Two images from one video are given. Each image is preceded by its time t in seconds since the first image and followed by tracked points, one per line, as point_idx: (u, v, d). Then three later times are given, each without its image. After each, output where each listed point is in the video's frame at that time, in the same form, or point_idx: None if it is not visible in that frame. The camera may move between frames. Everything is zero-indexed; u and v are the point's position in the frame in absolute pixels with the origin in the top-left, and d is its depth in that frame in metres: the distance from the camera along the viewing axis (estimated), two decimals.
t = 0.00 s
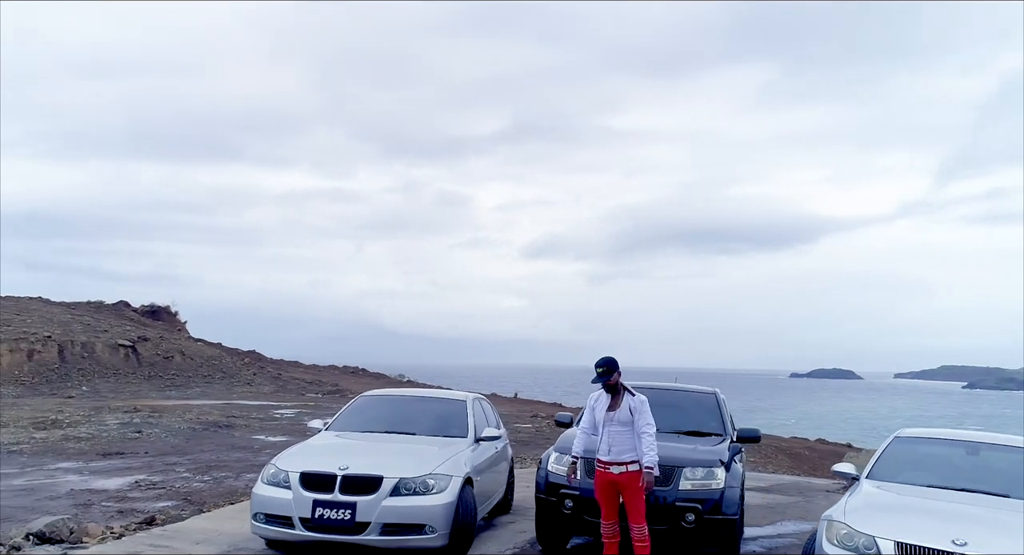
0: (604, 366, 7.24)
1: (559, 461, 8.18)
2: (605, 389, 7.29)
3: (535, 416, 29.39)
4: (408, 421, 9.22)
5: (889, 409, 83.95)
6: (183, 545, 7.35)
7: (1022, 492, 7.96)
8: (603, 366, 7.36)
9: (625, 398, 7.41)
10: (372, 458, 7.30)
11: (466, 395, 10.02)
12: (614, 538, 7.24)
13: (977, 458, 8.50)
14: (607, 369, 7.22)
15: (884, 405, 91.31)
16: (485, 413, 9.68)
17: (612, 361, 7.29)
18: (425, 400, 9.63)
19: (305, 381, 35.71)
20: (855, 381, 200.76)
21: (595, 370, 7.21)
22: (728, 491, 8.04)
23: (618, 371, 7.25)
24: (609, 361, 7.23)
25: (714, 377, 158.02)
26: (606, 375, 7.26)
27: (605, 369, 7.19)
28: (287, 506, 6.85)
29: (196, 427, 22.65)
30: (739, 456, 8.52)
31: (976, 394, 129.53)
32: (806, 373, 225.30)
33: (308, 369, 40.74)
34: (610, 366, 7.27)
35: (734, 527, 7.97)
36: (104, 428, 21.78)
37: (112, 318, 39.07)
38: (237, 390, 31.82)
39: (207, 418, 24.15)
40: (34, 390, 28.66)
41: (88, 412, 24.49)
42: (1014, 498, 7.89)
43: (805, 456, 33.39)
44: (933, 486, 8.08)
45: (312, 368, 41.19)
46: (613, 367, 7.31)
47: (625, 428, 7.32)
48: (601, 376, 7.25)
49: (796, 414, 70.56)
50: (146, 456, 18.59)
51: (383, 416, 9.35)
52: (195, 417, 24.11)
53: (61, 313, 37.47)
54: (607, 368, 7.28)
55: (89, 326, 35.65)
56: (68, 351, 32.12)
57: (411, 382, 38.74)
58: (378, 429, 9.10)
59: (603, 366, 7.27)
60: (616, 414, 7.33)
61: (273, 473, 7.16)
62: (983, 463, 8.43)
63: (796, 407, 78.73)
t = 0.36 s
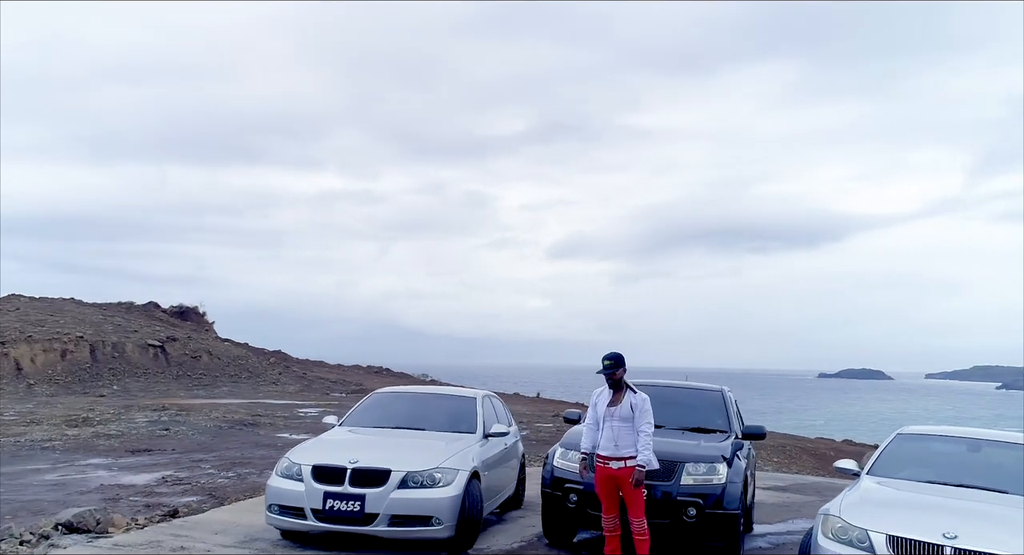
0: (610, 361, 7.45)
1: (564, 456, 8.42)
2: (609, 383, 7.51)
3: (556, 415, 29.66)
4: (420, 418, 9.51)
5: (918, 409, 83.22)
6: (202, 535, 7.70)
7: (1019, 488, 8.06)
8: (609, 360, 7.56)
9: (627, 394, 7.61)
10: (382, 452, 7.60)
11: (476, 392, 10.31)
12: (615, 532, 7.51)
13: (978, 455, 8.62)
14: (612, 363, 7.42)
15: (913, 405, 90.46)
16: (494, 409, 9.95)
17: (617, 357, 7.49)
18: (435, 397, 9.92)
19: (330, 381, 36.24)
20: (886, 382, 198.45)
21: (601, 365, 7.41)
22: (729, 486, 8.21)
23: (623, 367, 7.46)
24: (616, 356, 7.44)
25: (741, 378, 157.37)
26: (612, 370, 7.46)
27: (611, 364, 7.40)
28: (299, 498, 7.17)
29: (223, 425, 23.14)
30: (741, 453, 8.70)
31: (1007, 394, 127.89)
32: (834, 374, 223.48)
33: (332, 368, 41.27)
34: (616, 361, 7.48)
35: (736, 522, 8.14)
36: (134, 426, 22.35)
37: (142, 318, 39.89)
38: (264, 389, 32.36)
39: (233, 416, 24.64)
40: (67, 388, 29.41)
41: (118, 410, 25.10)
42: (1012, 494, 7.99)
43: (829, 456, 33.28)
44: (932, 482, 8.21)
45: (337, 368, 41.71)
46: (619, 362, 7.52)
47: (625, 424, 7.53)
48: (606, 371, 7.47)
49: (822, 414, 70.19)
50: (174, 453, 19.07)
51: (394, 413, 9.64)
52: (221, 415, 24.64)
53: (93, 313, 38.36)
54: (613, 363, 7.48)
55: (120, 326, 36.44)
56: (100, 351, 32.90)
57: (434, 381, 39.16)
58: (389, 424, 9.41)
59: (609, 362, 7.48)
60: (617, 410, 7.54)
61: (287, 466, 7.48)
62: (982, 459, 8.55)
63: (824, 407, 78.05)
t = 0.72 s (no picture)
0: (611, 360, 7.70)
1: (567, 453, 8.70)
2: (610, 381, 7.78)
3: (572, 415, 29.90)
4: (428, 416, 9.81)
5: (942, 409, 82.55)
6: (219, 526, 8.06)
7: (1010, 485, 8.26)
8: (609, 359, 7.83)
9: (627, 392, 7.88)
10: (391, 447, 7.93)
11: (484, 390, 10.62)
12: (615, 526, 7.77)
13: (971, 452, 8.81)
14: (613, 361, 7.69)
15: (937, 405, 89.72)
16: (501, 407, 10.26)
17: (618, 355, 7.75)
18: (444, 394, 10.24)
19: (350, 380, 36.73)
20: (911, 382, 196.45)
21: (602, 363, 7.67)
22: (727, 482, 8.42)
23: (624, 364, 7.73)
24: (617, 355, 7.71)
25: (763, 377, 156.56)
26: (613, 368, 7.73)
27: (613, 362, 7.67)
28: (311, 491, 7.53)
29: (244, 423, 23.61)
30: (740, 450, 8.93)
31: None
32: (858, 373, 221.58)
33: (353, 368, 41.77)
34: (617, 359, 7.74)
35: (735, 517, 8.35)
36: (158, 424, 22.88)
37: (166, 318, 40.61)
38: (285, 388, 32.88)
39: (254, 415, 25.12)
40: (93, 387, 30.09)
41: (143, 409, 25.69)
42: (1002, 491, 8.19)
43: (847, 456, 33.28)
44: (925, 479, 8.41)
45: (357, 367, 42.20)
46: (620, 360, 7.79)
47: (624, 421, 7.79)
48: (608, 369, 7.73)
49: (843, 414, 69.84)
50: (196, 450, 19.54)
51: (405, 411, 9.97)
52: (242, 414, 25.14)
53: (118, 314, 39.12)
54: (614, 361, 7.75)
55: (144, 326, 37.15)
56: (125, 350, 33.58)
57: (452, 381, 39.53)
58: (399, 422, 9.75)
59: (610, 360, 7.74)
60: (616, 408, 7.81)
61: (299, 461, 7.84)
62: (975, 456, 8.75)
63: (846, 407, 77.57)
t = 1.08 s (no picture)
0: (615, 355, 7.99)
1: (569, 446, 9.00)
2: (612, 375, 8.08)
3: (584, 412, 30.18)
4: (437, 410, 10.15)
5: (959, 406, 82.14)
6: (235, 515, 8.44)
7: (998, 477, 8.51)
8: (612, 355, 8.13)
9: (626, 386, 8.18)
10: (398, 440, 8.27)
11: (490, 386, 10.96)
12: (614, 516, 8.07)
13: (961, 446, 9.07)
14: (616, 356, 7.99)
15: (954, 402, 89.28)
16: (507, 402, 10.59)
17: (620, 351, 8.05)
18: (452, 390, 10.58)
19: (365, 377, 37.22)
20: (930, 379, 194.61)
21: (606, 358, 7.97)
22: (725, 474, 8.70)
23: (626, 359, 8.03)
24: (621, 351, 8.01)
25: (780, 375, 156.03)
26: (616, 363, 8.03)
27: (616, 357, 7.98)
28: (322, 481, 7.89)
29: (260, 419, 24.08)
30: (737, 443, 9.20)
31: None
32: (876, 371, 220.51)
33: (368, 365, 42.24)
34: (619, 355, 8.04)
35: (732, 508, 8.62)
36: (176, 419, 23.39)
37: (183, 316, 41.19)
38: (300, 385, 33.32)
39: (270, 411, 25.59)
40: (113, 383, 30.68)
41: (162, 405, 26.21)
42: (989, 483, 8.44)
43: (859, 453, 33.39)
44: (915, 471, 8.66)
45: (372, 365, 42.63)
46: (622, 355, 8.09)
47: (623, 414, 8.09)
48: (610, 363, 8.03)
49: (859, 412, 69.66)
50: (213, 445, 20.00)
51: (413, 405, 10.32)
52: (259, 410, 25.61)
53: (136, 311, 39.76)
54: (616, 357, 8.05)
55: (163, 324, 37.75)
56: (143, 347, 34.17)
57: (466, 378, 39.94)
58: (408, 416, 10.10)
59: (613, 355, 8.05)
60: (616, 401, 8.10)
61: (312, 453, 8.20)
62: (965, 449, 9.00)
63: (862, 405, 77.22)
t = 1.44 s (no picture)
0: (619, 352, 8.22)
1: (576, 441, 9.26)
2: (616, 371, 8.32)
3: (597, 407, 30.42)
4: (447, 406, 10.44)
5: (978, 403, 81.61)
6: (252, 507, 8.78)
7: (993, 472, 8.69)
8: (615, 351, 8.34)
9: (631, 382, 8.41)
10: (410, 434, 8.56)
11: (500, 382, 11.24)
12: (618, 509, 8.33)
13: (959, 442, 9.25)
14: (618, 353, 8.21)
15: (974, 399, 88.69)
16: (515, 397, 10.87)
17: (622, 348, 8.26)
18: (463, 385, 10.86)
19: (381, 373, 37.63)
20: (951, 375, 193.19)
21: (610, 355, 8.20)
22: (727, 468, 8.92)
23: (629, 355, 8.25)
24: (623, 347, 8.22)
25: (798, 371, 155.43)
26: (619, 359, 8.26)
27: (618, 353, 8.21)
28: (335, 474, 8.20)
29: (277, 414, 24.51)
30: (740, 439, 9.40)
31: None
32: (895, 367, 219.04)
33: (384, 361, 42.68)
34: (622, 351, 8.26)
35: (734, 501, 8.84)
36: (195, 414, 23.85)
37: (203, 312, 41.75)
38: (317, 381, 33.75)
39: (287, 406, 26.03)
40: (134, 379, 31.22)
41: (181, 400, 26.71)
42: (984, 477, 8.62)
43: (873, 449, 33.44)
44: (912, 466, 8.87)
45: (388, 361, 43.04)
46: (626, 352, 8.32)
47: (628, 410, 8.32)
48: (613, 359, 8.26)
49: (877, 408, 69.39)
50: (232, 440, 20.42)
51: (424, 401, 10.60)
52: (276, 405, 26.04)
53: (156, 307, 40.34)
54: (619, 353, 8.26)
55: (182, 320, 38.30)
56: (163, 343, 34.72)
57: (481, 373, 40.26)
58: (419, 411, 10.39)
59: (616, 352, 8.28)
60: (621, 397, 8.33)
61: (326, 447, 8.51)
62: (963, 446, 9.18)
63: (880, 401, 76.90)
